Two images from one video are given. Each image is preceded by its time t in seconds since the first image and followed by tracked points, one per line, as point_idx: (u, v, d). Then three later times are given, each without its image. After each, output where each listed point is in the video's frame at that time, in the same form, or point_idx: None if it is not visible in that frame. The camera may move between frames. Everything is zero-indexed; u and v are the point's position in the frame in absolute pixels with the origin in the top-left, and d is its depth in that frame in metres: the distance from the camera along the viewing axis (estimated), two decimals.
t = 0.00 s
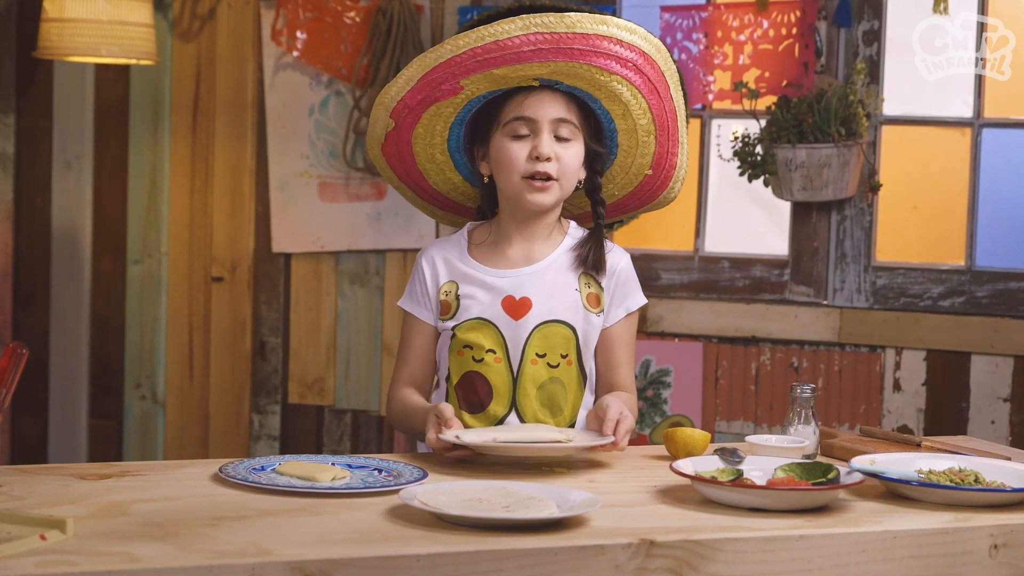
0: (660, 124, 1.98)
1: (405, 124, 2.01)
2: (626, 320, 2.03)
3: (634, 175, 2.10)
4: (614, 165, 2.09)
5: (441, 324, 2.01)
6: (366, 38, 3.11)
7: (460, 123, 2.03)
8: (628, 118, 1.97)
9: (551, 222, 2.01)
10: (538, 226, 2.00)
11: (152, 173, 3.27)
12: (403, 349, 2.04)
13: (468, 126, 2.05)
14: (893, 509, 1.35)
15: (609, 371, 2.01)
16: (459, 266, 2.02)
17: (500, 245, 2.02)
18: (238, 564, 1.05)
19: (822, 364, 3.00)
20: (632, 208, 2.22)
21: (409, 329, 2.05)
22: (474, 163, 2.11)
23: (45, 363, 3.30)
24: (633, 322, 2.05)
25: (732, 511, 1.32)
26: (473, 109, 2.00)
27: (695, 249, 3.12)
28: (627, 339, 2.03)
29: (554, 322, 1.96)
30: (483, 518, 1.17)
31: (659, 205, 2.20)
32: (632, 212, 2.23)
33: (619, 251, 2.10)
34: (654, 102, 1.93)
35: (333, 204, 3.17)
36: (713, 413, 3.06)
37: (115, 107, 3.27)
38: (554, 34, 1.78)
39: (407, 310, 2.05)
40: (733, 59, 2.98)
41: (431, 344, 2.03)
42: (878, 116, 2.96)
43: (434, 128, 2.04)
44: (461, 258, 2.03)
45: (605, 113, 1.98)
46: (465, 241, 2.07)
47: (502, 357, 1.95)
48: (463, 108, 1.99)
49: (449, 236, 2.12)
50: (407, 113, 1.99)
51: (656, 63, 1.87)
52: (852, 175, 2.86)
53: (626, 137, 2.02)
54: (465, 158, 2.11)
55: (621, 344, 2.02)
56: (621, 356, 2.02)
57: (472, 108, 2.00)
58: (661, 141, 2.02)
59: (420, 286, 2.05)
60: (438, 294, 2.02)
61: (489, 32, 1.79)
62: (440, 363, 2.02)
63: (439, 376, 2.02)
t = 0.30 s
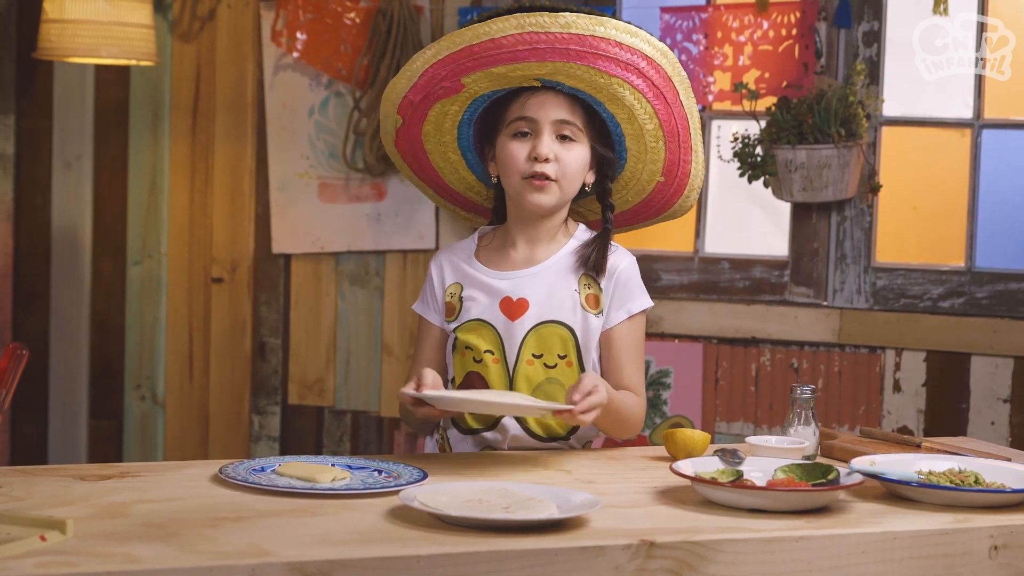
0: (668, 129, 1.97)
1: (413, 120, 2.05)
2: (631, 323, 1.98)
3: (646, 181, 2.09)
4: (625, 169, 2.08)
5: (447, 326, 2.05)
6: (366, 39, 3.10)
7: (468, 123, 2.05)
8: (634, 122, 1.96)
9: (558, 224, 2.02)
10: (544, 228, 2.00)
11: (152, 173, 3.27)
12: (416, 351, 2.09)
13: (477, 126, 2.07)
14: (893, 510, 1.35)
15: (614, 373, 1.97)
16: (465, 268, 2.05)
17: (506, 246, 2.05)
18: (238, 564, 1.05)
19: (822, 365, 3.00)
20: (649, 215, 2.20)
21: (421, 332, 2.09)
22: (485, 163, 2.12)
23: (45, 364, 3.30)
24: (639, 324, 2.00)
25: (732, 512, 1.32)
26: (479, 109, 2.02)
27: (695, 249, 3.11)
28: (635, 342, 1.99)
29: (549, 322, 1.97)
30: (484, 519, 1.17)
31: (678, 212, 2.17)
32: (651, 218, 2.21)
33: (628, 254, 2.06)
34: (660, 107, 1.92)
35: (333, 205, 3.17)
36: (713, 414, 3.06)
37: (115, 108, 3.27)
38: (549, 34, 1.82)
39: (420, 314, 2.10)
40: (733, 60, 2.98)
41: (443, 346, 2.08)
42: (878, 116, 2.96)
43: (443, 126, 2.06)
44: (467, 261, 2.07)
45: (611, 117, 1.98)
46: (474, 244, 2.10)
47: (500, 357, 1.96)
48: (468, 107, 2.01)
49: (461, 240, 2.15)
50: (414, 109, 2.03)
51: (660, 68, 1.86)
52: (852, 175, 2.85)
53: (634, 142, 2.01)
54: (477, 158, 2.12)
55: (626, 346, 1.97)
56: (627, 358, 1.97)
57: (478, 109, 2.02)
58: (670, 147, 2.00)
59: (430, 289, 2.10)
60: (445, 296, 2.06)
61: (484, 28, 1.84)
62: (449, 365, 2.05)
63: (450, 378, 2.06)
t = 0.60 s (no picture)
0: (672, 135, 1.95)
1: (419, 121, 2.08)
2: (631, 326, 1.97)
3: (653, 186, 2.08)
4: (632, 173, 2.08)
5: (449, 326, 2.07)
6: (366, 39, 3.09)
7: (473, 124, 2.07)
8: (637, 126, 1.96)
9: (561, 226, 2.02)
10: (547, 230, 2.01)
11: (152, 174, 3.27)
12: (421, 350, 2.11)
13: (483, 128, 2.08)
14: (893, 510, 1.35)
15: (615, 377, 1.95)
16: (468, 268, 2.07)
17: (510, 246, 2.06)
18: (238, 565, 1.05)
19: (821, 366, 3.00)
20: (658, 220, 2.19)
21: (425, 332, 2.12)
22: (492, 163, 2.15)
23: (45, 365, 3.30)
24: (640, 328, 1.98)
25: (732, 513, 1.32)
26: (482, 111, 2.04)
27: (695, 250, 3.11)
28: (635, 344, 1.98)
29: (548, 325, 1.97)
30: (484, 519, 1.17)
31: (686, 218, 2.16)
32: (662, 224, 2.20)
33: (632, 258, 2.04)
34: (663, 112, 1.91)
35: (333, 205, 3.17)
36: (713, 414, 3.06)
37: (116, 109, 3.27)
38: (543, 37, 1.82)
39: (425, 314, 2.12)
40: (733, 61, 2.98)
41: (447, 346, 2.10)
42: (877, 117, 2.96)
43: (449, 126, 2.09)
44: (470, 261, 2.08)
45: (614, 121, 1.98)
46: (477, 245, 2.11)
47: (498, 358, 1.97)
48: (472, 108, 2.03)
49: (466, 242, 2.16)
50: (419, 110, 2.06)
51: (661, 73, 1.85)
52: (852, 176, 2.85)
53: (638, 146, 2.01)
54: (484, 157, 2.14)
55: (626, 350, 1.96)
56: (628, 360, 1.96)
57: (482, 110, 2.03)
58: (675, 152, 1.99)
59: (435, 289, 2.12)
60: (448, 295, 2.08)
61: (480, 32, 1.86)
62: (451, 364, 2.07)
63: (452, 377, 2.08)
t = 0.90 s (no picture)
0: (671, 135, 1.97)
1: (416, 114, 2.03)
2: (630, 321, 1.99)
3: (646, 187, 2.08)
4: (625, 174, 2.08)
5: (442, 323, 2.02)
6: (371, 42, 3.09)
7: (471, 118, 2.05)
8: (638, 123, 1.97)
9: (557, 223, 2.01)
10: (544, 226, 2.00)
11: (156, 176, 3.27)
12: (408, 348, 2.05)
13: (480, 122, 2.06)
14: (898, 513, 1.35)
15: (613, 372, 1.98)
16: (462, 265, 2.03)
17: (505, 241, 2.03)
18: (242, 567, 1.05)
19: (825, 368, 2.99)
20: (645, 224, 2.18)
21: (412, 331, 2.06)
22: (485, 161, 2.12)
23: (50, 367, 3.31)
24: (638, 323, 2.01)
25: (736, 515, 1.32)
26: (483, 104, 2.02)
27: (699, 252, 3.11)
28: (633, 341, 2.00)
29: (552, 322, 1.96)
30: (488, 522, 1.17)
31: (675, 222, 2.16)
32: (650, 229, 2.20)
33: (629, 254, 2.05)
34: (664, 109, 1.92)
35: (337, 207, 3.17)
36: (717, 417, 3.06)
37: (120, 111, 3.28)
38: (559, 26, 1.82)
39: (412, 309, 2.07)
40: (737, 63, 2.99)
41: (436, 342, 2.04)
42: (882, 119, 2.95)
43: (446, 120, 2.05)
44: (464, 257, 2.04)
45: (614, 117, 1.98)
46: (469, 240, 2.08)
47: (502, 357, 1.95)
48: (473, 100, 2.01)
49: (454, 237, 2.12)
50: (418, 103, 2.01)
51: (667, 69, 1.87)
52: (856, 178, 2.85)
53: (636, 144, 2.01)
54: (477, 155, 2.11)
55: (624, 345, 1.98)
56: (627, 357, 1.99)
57: (483, 102, 2.02)
58: (672, 153, 2.00)
59: (424, 285, 2.06)
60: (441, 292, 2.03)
61: (494, 18, 1.84)
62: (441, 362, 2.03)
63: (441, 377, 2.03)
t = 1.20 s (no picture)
0: (621, 110, 1.99)
1: (368, 130, 2.01)
2: (607, 309, 2.03)
3: (602, 167, 2.10)
4: (580, 156, 2.09)
5: (422, 327, 1.97)
6: (371, 43, 3.08)
7: (423, 126, 2.03)
8: (588, 104, 1.98)
9: (521, 214, 2.02)
10: (510, 219, 2.01)
11: (157, 178, 3.27)
12: (382, 355, 1.98)
13: (431, 129, 2.05)
14: (899, 514, 1.35)
15: (591, 362, 2.00)
16: (437, 267, 1.99)
17: (474, 239, 2.02)
18: (243, 568, 1.05)
19: (826, 369, 2.99)
20: (603, 202, 2.20)
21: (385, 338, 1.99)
22: (441, 167, 2.10)
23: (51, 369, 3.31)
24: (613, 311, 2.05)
25: (737, 516, 1.32)
26: (433, 110, 2.00)
27: (700, 253, 3.12)
28: (606, 329, 2.03)
29: (538, 316, 1.97)
30: (490, 523, 1.17)
31: (632, 197, 2.19)
32: (606, 207, 2.22)
33: (598, 246, 2.12)
34: (612, 87, 1.95)
35: (338, 208, 3.17)
36: (718, 418, 3.05)
37: (122, 112, 3.28)
38: (504, 20, 1.81)
39: (383, 318, 2.00)
40: (738, 64, 2.98)
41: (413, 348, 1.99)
42: (883, 121, 2.95)
43: (398, 132, 2.03)
44: (436, 260, 2.01)
45: (564, 102, 1.99)
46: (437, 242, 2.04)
47: (493, 355, 1.93)
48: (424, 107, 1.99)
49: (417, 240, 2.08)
50: (369, 118, 1.98)
51: (611, 47, 1.89)
52: (858, 179, 2.85)
53: (589, 126, 2.03)
54: (432, 164, 2.10)
55: (601, 333, 2.02)
56: (602, 346, 2.01)
57: (432, 109, 2.00)
58: (623, 129, 2.03)
59: (396, 290, 2.00)
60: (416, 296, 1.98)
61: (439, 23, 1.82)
62: (422, 366, 1.98)
63: (423, 381, 1.98)
